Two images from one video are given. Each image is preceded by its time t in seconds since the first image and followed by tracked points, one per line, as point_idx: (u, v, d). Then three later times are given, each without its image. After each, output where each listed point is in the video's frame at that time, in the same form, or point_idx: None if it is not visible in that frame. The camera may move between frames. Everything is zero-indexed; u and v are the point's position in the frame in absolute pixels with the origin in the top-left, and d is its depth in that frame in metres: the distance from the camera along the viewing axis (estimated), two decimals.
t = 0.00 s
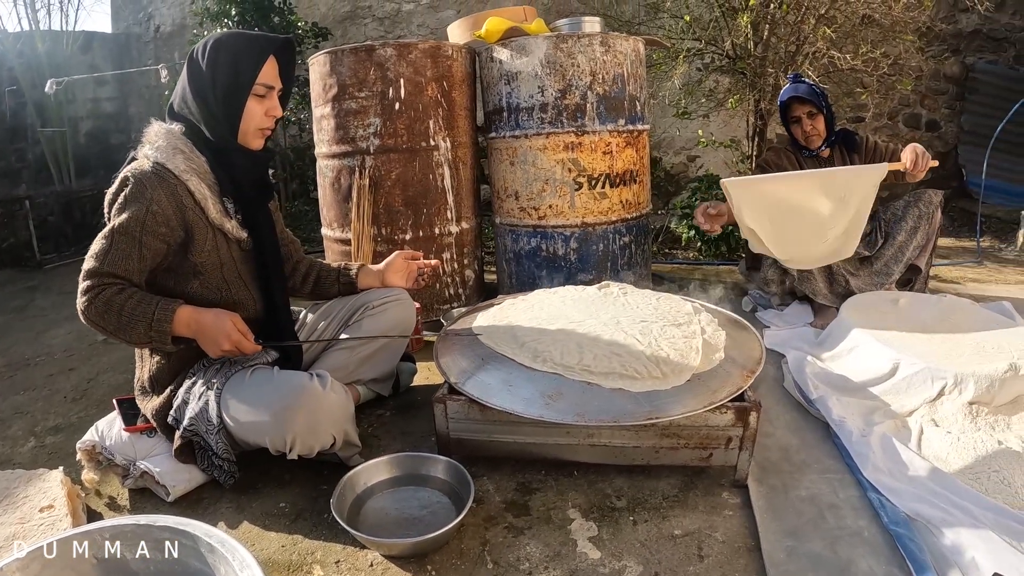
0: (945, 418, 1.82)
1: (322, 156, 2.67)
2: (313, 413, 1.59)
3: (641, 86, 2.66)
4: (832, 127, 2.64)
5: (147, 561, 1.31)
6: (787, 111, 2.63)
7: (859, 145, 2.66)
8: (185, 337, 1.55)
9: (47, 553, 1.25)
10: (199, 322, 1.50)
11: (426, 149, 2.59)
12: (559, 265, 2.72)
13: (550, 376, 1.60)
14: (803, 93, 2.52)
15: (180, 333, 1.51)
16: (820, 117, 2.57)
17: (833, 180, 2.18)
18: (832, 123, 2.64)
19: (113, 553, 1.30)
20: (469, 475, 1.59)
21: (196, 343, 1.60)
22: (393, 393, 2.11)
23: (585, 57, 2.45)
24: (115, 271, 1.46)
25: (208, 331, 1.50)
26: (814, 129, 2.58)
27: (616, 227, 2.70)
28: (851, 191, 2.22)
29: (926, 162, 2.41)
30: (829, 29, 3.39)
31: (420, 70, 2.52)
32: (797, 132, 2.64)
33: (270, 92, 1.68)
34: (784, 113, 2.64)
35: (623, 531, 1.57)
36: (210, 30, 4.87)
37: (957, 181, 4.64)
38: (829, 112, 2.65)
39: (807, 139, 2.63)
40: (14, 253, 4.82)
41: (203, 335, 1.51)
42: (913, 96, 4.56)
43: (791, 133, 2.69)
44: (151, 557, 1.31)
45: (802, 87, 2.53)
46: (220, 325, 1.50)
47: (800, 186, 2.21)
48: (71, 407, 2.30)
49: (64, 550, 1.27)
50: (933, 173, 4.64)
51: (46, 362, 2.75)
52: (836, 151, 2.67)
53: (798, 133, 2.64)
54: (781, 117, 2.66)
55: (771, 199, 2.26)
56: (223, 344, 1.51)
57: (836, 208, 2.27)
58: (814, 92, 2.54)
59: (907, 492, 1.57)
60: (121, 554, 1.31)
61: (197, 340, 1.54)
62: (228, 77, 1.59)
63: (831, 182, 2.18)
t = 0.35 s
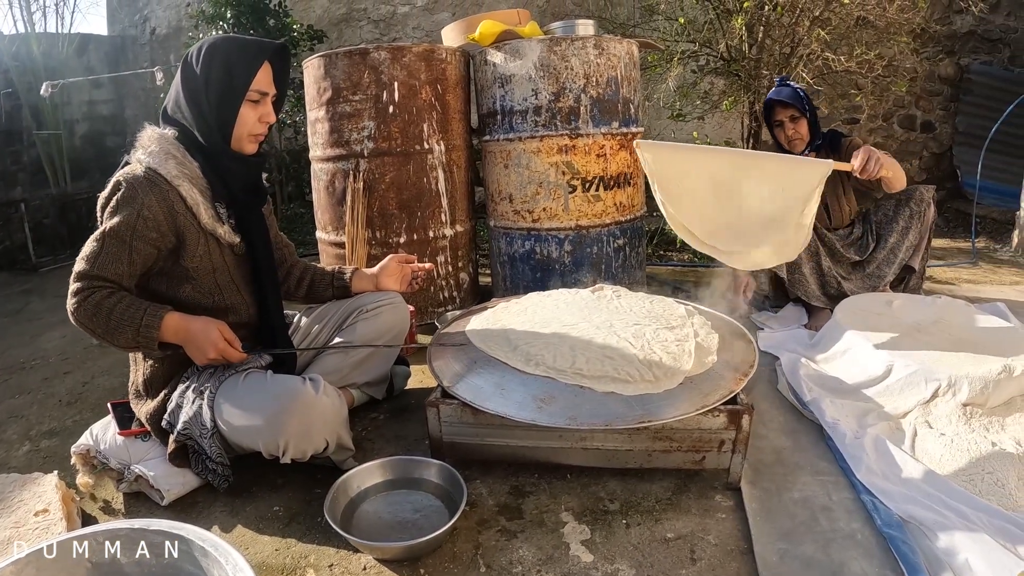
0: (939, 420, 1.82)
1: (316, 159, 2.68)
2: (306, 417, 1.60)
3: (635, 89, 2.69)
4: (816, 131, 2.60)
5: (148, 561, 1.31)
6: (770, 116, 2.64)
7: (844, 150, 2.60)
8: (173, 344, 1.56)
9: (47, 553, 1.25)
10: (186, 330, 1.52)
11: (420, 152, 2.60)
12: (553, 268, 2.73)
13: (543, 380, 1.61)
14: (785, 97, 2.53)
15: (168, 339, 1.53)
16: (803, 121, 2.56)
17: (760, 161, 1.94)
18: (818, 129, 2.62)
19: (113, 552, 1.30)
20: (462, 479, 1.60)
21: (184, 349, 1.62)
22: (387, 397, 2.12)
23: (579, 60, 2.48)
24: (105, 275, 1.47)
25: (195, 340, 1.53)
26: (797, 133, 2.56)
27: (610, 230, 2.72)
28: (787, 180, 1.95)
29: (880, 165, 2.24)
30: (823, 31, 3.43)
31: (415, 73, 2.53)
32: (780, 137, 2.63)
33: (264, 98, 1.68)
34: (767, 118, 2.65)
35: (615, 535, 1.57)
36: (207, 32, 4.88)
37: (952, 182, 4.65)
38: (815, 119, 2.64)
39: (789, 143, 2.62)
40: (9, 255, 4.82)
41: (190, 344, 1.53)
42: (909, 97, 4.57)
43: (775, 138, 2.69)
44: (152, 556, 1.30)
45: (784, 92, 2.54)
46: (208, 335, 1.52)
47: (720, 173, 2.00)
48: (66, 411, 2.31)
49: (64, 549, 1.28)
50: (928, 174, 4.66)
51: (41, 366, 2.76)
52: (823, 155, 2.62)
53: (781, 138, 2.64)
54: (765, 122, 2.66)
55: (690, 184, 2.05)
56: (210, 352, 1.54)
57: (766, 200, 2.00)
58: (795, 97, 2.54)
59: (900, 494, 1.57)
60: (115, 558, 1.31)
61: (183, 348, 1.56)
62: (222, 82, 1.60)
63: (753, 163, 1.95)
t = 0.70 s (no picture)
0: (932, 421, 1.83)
1: (311, 162, 2.69)
2: (300, 419, 1.61)
3: (628, 92, 2.71)
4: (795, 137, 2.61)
5: (147, 561, 1.31)
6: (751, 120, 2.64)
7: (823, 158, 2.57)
8: (166, 347, 1.57)
9: (47, 553, 1.27)
10: (180, 335, 1.53)
11: (415, 155, 2.61)
12: (547, 270, 2.75)
13: (535, 382, 1.61)
14: (765, 102, 2.53)
15: (161, 343, 1.54)
16: (783, 127, 2.55)
17: (688, 177, 1.71)
18: (800, 135, 2.62)
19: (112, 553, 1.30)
20: (456, 481, 1.61)
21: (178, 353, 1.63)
22: (382, 400, 2.14)
23: (573, 63, 2.51)
24: (99, 279, 1.48)
25: (190, 344, 1.54)
26: (776, 138, 2.56)
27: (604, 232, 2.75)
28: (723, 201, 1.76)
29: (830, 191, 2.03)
30: (817, 33, 3.45)
31: (409, 77, 2.54)
32: (760, 142, 2.64)
33: (258, 102, 1.69)
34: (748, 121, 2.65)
35: (608, 536, 1.58)
36: (203, 34, 4.89)
37: (947, 183, 4.67)
38: (798, 123, 2.63)
39: (767, 149, 2.62)
40: (5, 258, 4.82)
41: (184, 348, 1.55)
42: (903, 98, 4.60)
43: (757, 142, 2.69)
44: (151, 556, 1.30)
45: (766, 96, 2.54)
46: (201, 339, 1.54)
47: (640, 188, 1.74)
48: (62, 415, 2.32)
49: (65, 549, 1.29)
50: (923, 174, 4.68)
51: (36, 369, 2.76)
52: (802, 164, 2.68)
53: (761, 142, 2.63)
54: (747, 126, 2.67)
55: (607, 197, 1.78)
56: (204, 356, 1.55)
57: (694, 216, 1.79)
58: (776, 101, 2.53)
59: (893, 496, 1.58)
60: (112, 561, 1.31)
61: (177, 352, 1.57)
62: (216, 88, 1.61)
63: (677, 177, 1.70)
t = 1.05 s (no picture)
0: (928, 422, 1.83)
1: (308, 165, 2.69)
2: (297, 422, 1.61)
3: (625, 95, 2.72)
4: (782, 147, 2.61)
5: (146, 563, 1.30)
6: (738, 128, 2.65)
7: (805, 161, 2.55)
8: (164, 352, 1.58)
9: (48, 552, 1.27)
10: (178, 339, 1.54)
11: (411, 158, 2.61)
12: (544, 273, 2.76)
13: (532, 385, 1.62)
14: (753, 109, 2.53)
15: (159, 348, 1.54)
16: (772, 136, 2.57)
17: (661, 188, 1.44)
18: (788, 144, 2.62)
19: (112, 552, 1.30)
20: (453, 483, 1.61)
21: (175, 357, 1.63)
22: (379, 402, 2.15)
23: (569, 66, 2.52)
24: (96, 284, 1.48)
25: (189, 347, 1.54)
26: (764, 148, 2.58)
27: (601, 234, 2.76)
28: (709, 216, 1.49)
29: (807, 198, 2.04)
30: (813, 35, 3.46)
31: (406, 79, 2.54)
32: (747, 150, 2.65)
33: (254, 106, 1.69)
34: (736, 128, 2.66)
35: (605, 538, 1.58)
36: (200, 36, 4.89)
37: (944, 184, 4.67)
38: (787, 129, 2.63)
39: (754, 157, 2.64)
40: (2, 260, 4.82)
41: (182, 352, 1.55)
42: (899, 99, 4.61)
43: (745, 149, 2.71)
44: (151, 557, 1.30)
45: (755, 102, 2.54)
46: (200, 343, 1.55)
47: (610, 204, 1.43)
48: (59, 417, 2.32)
49: (65, 548, 1.30)
50: (919, 176, 4.70)
51: (33, 372, 2.76)
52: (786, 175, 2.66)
53: (748, 150, 2.64)
54: (734, 131, 2.67)
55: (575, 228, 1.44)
56: (202, 359, 1.56)
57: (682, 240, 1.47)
58: (765, 110, 2.53)
59: (889, 497, 1.58)
60: (110, 564, 1.31)
61: (174, 355, 1.57)
62: (210, 91, 1.61)
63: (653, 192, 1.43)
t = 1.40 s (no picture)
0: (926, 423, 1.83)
1: (305, 167, 2.68)
2: (294, 425, 1.60)
3: (622, 96, 2.73)
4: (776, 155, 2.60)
5: (143, 566, 1.30)
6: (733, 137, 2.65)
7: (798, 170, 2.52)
8: (162, 353, 1.57)
9: (48, 553, 1.27)
10: (176, 340, 1.53)
11: (408, 160, 2.61)
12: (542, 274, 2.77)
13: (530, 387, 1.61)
14: (749, 120, 2.49)
15: (158, 349, 1.53)
16: (767, 145, 2.56)
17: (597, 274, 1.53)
18: (782, 152, 2.61)
19: (111, 552, 1.29)
20: (450, 486, 1.60)
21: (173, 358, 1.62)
22: (377, 405, 2.14)
23: (567, 67, 2.52)
24: (93, 286, 1.47)
25: (187, 349, 1.54)
26: (759, 157, 2.57)
27: (598, 235, 2.76)
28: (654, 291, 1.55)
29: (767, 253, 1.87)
30: (810, 36, 3.47)
31: (403, 81, 2.54)
32: (742, 158, 2.65)
33: (250, 109, 1.69)
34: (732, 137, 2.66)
35: (603, 540, 1.58)
36: (197, 37, 4.88)
37: (941, 185, 4.68)
38: (785, 136, 2.60)
39: (750, 165, 2.63)
40: None
41: (180, 353, 1.54)
42: (896, 101, 4.59)
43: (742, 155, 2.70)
44: (149, 560, 1.29)
45: (750, 113, 2.49)
46: (198, 343, 1.54)
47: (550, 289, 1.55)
48: (56, 420, 2.31)
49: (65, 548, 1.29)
50: (916, 177, 4.71)
51: (29, 374, 2.75)
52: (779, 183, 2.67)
53: (742, 159, 2.63)
54: (730, 137, 2.65)
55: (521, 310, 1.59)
56: (201, 359, 1.56)
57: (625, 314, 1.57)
58: (762, 119, 2.50)
59: (888, 498, 1.58)
60: (107, 567, 1.31)
61: (172, 357, 1.56)
62: (207, 92, 1.60)
63: (591, 281, 1.54)
